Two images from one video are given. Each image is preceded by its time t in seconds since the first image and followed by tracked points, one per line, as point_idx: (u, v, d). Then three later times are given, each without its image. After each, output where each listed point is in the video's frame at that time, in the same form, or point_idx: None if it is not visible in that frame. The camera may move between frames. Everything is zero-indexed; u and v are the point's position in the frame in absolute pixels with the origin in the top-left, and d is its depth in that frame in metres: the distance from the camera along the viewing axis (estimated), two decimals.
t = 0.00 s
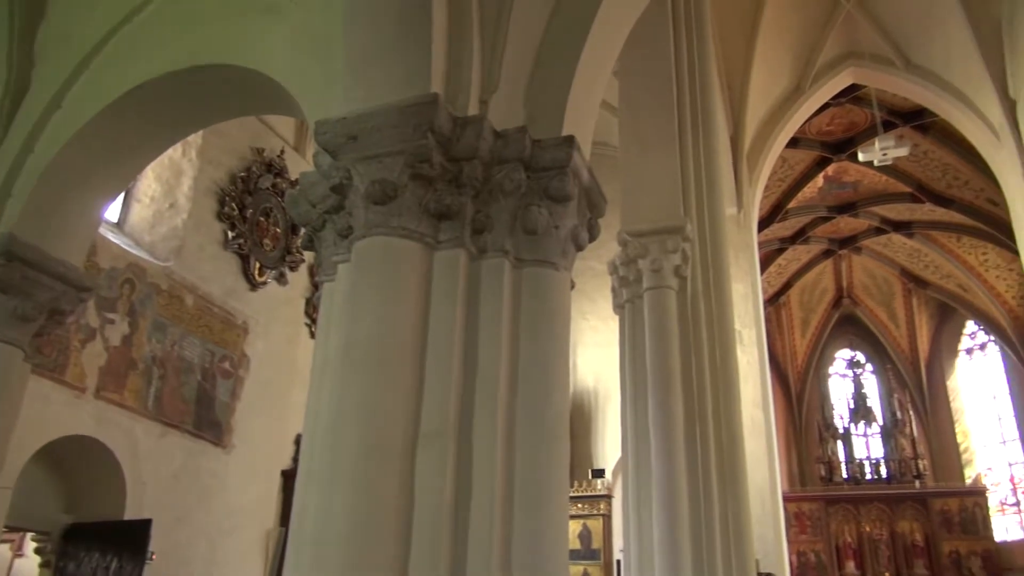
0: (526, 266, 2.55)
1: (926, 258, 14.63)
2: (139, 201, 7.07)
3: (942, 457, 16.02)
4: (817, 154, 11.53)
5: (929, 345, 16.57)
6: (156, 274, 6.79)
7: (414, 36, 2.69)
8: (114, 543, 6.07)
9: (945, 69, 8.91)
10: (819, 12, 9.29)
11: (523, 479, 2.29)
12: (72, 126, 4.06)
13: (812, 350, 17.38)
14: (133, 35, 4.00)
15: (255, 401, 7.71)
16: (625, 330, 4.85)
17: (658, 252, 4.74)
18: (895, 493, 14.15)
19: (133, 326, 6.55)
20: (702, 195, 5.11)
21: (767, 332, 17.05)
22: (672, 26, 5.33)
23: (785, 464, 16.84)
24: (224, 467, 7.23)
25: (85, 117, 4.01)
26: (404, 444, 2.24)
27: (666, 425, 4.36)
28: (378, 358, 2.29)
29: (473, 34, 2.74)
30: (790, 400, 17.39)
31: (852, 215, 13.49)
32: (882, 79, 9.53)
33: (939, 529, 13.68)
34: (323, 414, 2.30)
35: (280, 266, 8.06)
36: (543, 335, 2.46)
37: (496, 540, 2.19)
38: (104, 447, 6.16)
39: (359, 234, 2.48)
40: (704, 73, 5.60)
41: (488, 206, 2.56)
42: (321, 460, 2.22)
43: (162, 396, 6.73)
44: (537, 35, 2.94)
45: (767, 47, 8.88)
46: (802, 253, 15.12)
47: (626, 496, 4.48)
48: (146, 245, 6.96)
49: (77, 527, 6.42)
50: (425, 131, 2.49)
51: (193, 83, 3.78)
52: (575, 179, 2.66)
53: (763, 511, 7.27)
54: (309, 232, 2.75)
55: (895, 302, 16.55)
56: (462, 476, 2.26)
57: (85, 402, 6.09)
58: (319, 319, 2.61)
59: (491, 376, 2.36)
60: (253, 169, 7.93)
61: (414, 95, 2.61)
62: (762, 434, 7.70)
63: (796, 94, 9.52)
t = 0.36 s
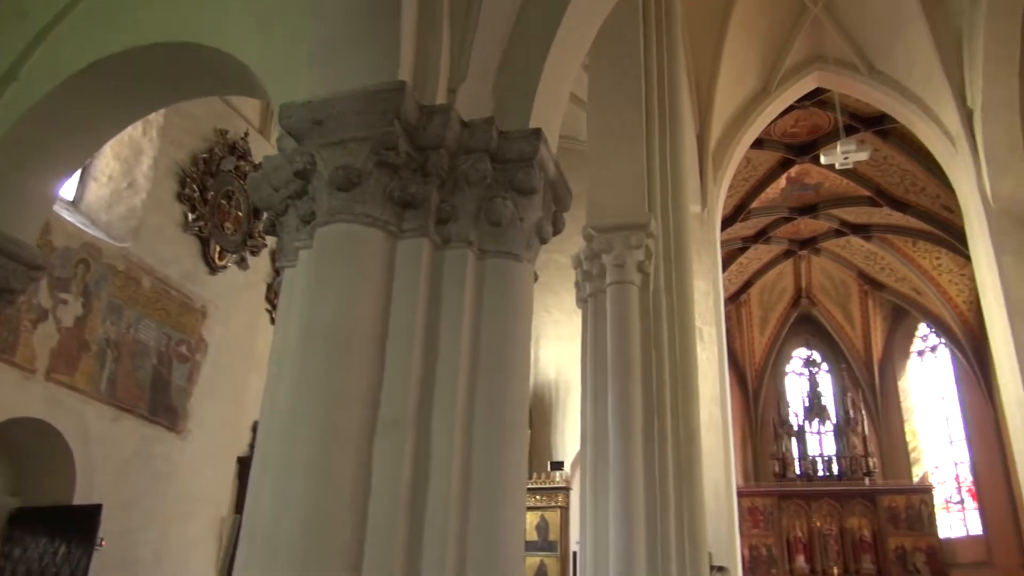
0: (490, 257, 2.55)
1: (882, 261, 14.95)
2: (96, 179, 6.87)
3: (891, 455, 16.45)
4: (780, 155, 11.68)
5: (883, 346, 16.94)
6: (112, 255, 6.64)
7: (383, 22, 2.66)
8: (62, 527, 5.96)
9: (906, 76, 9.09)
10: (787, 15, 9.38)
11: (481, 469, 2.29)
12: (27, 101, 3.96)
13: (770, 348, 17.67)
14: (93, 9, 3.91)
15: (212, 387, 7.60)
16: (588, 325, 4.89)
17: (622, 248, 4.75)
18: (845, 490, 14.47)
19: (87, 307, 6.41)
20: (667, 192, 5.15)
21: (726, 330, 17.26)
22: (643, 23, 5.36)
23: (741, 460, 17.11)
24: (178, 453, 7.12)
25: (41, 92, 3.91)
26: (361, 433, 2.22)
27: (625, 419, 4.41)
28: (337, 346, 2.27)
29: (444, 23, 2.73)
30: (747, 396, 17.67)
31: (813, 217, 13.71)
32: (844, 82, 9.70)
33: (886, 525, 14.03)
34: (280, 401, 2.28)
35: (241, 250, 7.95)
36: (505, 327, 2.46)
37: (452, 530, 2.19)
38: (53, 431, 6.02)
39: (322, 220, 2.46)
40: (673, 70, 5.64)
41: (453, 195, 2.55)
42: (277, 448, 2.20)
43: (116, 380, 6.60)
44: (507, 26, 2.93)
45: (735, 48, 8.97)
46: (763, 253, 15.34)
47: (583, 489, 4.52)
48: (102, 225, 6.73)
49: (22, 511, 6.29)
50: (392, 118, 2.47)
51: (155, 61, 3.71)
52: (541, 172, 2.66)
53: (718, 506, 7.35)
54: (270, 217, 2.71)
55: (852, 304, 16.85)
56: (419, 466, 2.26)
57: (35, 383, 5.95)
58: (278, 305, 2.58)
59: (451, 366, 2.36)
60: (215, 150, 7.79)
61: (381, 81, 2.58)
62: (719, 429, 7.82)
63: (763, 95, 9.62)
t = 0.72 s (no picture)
0: (454, 249, 2.55)
1: (842, 263, 15.22)
2: (52, 156, 6.70)
3: (844, 455, 16.81)
4: (746, 156, 11.80)
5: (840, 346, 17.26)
6: (69, 235, 6.48)
7: (352, 9, 2.63)
8: (8, 513, 5.81)
9: (870, 82, 9.24)
10: (756, 18, 9.40)
11: (440, 460, 2.29)
12: None
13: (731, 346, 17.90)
14: None
15: (169, 373, 7.49)
16: (552, 319, 4.89)
17: (587, 244, 4.74)
18: (799, 487, 14.74)
19: (41, 288, 6.25)
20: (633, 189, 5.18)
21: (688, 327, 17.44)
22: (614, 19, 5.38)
23: (699, 456, 17.35)
24: (133, 440, 7.00)
25: None
26: (321, 422, 2.21)
27: (585, 414, 4.44)
28: (298, 334, 2.25)
29: (414, 12, 2.71)
30: (706, 393, 17.89)
31: (776, 218, 13.90)
32: (811, 87, 9.78)
33: (837, 522, 14.34)
34: (239, 388, 2.26)
35: (202, 234, 7.82)
36: (468, 319, 2.46)
37: (409, 520, 2.20)
38: (4, 414, 5.85)
39: (286, 206, 2.43)
40: (643, 67, 5.66)
41: (419, 186, 2.54)
42: (234, 435, 2.17)
43: (70, 362, 6.46)
44: (478, 18, 2.92)
45: (704, 48, 9.04)
46: (726, 252, 15.52)
47: (543, 483, 4.54)
48: (58, 204, 6.54)
49: None
50: (359, 106, 2.44)
51: (118, 37, 3.63)
52: (508, 165, 2.66)
53: (675, 500, 7.43)
54: (233, 201, 2.68)
55: (811, 304, 17.12)
56: (378, 456, 2.25)
57: None
58: (239, 291, 2.56)
59: (413, 357, 2.36)
60: (178, 132, 7.66)
61: (349, 68, 2.56)
62: (679, 425, 7.91)
63: (731, 96, 9.70)
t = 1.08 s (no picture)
0: (423, 238, 2.54)
1: (807, 266, 15.44)
2: (16, 131, 6.48)
3: (804, 455, 16.98)
4: (717, 156, 11.90)
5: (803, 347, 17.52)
6: (29, 211, 6.26)
7: None
8: None
9: (841, 87, 9.35)
10: (732, 19, 9.47)
11: (402, 450, 2.29)
12: None
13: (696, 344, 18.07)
14: None
15: (129, 355, 7.37)
16: (520, 313, 4.88)
17: (557, 237, 4.77)
18: (758, 484, 14.96)
19: None
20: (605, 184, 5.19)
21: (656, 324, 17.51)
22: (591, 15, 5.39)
23: (662, 451, 17.56)
24: (91, 422, 6.87)
25: None
26: (283, 409, 2.19)
27: (550, 408, 4.45)
28: (263, 320, 2.22)
29: None
30: (671, 390, 18.05)
31: (745, 218, 14.05)
32: (782, 91, 9.88)
33: (794, 519, 14.60)
34: (200, 371, 2.23)
35: (168, 216, 7.70)
36: (436, 310, 2.46)
37: (369, 509, 2.19)
38: None
39: (253, 189, 2.40)
40: (618, 65, 5.69)
41: (389, 174, 2.53)
42: (194, 419, 2.15)
43: (27, 342, 6.23)
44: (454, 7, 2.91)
45: (680, 48, 9.09)
46: (695, 251, 15.66)
47: (506, 475, 4.54)
48: (21, 181, 6.37)
49: None
50: (331, 92, 2.42)
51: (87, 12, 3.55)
52: (480, 157, 2.66)
53: (636, 495, 7.50)
54: (199, 183, 2.64)
55: (776, 305, 17.32)
56: (340, 444, 2.24)
57: None
58: (203, 274, 2.53)
59: (379, 346, 2.35)
60: (146, 111, 7.53)
61: (322, 53, 2.53)
62: (643, 421, 7.97)
63: (704, 96, 9.77)
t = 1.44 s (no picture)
0: (385, 225, 2.53)
1: (766, 266, 15.67)
2: None
3: (757, 453, 17.19)
4: (683, 154, 12.01)
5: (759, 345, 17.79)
6: None
7: None
8: None
9: (806, 91, 9.48)
10: (702, 18, 9.53)
11: (358, 437, 2.28)
12: None
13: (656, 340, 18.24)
14: None
15: (80, 334, 7.21)
16: (481, 304, 4.89)
17: (522, 229, 4.77)
18: (711, 479, 15.17)
19: None
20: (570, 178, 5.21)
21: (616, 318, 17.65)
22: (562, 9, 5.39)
23: (618, 444, 17.78)
24: (39, 401, 6.70)
25: None
26: (238, 394, 2.16)
27: (509, 398, 4.44)
28: (220, 303, 2.19)
29: None
30: (629, 384, 18.22)
31: (707, 217, 14.21)
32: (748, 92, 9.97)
33: (745, 513, 14.86)
34: (153, 353, 2.18)
35: (125, 193, 7.55)
36: (397, 297, 2.45)
37: (323, 495, 2.18)
38: None
39: (213, 170, 2.35)
40: (587, 59, 5.70)
41: (354, 159, 2.51)
42: (146, 401, 2.11)
43: None
44: None
45: (649, 44, 9.13)
46: (657, 247, 15.81)
47: (462, 464, 4.54)
48: None
49: None
50: (296, 73, 2.38)
51: None
52: (446, 145, 2.65)
53: (591, 487, 7.57)
54: (158, 160, 2.58)
55: (735, 303, 17.51)
56: (295, 429, 2.22)
57: None
58: (159, 253, 2.48)
59: (338, 332, 2.33)
60: (105, 84, 7.34)
61: (288, 33, 2.48)
62: (600, 414, 8.02)
63: (671, 94, 9.83)
